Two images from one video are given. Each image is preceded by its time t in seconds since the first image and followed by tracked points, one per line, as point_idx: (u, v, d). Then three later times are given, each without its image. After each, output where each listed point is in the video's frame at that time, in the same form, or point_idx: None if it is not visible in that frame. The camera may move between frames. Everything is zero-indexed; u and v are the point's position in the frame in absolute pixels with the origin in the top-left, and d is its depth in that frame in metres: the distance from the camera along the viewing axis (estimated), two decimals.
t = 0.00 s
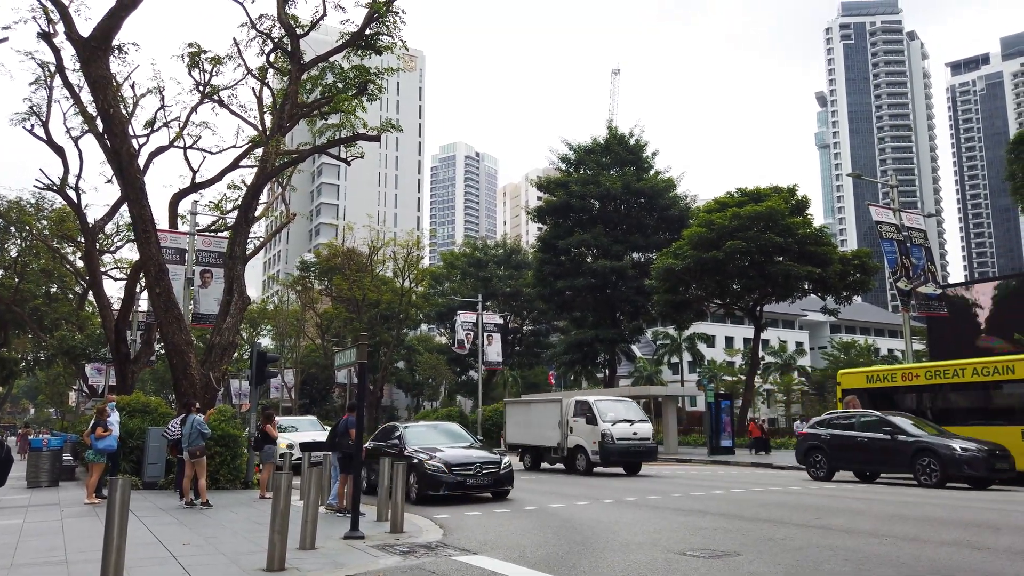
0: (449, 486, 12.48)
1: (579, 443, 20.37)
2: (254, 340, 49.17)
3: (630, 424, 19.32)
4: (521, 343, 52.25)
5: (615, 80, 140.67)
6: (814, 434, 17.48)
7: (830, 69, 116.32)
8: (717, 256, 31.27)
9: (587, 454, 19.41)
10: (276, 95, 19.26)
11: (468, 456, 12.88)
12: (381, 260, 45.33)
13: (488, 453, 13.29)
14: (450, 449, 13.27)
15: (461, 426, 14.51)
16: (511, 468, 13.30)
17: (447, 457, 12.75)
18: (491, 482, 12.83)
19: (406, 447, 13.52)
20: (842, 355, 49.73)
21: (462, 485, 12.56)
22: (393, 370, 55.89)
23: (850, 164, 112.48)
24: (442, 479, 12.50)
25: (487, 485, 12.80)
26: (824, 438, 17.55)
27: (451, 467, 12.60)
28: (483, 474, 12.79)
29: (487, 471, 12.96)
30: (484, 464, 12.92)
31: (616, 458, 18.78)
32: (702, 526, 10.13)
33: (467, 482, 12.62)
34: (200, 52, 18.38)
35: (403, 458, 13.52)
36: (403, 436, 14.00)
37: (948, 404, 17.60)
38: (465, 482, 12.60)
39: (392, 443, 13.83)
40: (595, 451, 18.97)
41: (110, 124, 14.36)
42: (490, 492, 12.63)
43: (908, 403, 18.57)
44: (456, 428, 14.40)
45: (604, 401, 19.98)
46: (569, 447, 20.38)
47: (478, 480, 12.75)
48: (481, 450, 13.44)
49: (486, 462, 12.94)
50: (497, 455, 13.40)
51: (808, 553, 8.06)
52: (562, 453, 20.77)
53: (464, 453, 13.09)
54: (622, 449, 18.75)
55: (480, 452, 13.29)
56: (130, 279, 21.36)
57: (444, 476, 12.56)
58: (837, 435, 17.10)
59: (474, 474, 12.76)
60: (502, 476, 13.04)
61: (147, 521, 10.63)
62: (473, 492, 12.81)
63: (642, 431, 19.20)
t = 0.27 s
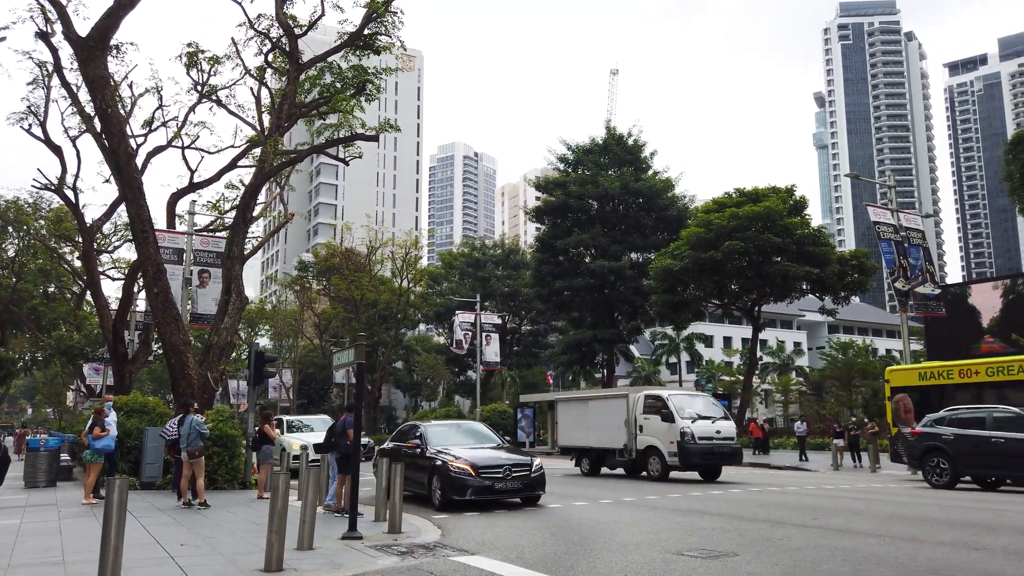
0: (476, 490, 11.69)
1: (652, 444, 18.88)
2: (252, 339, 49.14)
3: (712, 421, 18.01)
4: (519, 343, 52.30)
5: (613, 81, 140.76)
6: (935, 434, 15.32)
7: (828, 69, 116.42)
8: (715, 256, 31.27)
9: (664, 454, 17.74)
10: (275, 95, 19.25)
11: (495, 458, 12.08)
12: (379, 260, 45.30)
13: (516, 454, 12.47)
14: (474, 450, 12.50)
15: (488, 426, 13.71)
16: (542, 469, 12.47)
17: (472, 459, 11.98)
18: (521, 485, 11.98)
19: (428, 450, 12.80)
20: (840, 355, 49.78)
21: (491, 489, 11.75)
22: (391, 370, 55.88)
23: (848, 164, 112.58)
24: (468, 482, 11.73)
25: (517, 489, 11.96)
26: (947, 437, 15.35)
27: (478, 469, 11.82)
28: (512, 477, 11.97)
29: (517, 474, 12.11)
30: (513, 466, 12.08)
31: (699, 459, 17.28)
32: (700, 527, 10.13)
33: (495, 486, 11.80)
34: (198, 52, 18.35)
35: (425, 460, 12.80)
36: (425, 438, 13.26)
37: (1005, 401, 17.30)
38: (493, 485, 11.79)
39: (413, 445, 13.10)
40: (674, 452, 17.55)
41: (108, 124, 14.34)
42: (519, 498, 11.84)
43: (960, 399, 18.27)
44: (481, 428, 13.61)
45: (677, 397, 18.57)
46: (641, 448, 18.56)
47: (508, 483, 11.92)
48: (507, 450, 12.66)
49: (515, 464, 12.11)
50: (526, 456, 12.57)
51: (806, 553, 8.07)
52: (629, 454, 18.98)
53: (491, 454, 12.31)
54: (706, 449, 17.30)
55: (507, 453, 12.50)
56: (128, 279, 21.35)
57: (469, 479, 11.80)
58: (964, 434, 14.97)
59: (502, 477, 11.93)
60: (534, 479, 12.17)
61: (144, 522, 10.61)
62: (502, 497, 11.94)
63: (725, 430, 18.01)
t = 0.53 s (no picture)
0: (500, 496, 10.58)
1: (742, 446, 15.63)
2: (250, 340, 49.09)
3: (819, 420, 14.82)
4: (518, 343, 52.32)
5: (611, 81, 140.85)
6: None
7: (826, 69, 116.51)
8: (713, 256, 31.28)
9: (763, 460, 14.77)
10: (272, 95, 19.21)
11: (522, 460, 10.94)
12: (377, 260, 45.27)
13: (545, 456, 11.34)
14: (497, 451, 11.39)
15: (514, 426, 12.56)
16: (572, 474, 11.33)
17: (495, 462, 10.86)
18: (550, 491, 10.84)
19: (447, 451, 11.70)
20: (838, 355, 49.82)
21: (516, 496, 10.62)
22: (389, 370, 55.86)
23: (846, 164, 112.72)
24: (491, 488, 10.62)
25: (545, 496, 10.81)
26: None
27: (502, 473, 10.70)
28: (540, 482, 10.83)
29: (547, 479, 10.94)
30: (542, 470, 10.91)
31: (808, 465, 14.25)
32: (700, 527, 10.12)
33: (522, 492, 10.65)
34: (196, 52, 18.32)
35: (443, 462, 11.71)
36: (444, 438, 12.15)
37: None
38: (519, 492, 10.65)
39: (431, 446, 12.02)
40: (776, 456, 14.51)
41: (105, 124, 14.31)
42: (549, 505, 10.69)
43: (1014, 400, 17.20)
44: (506, 428, 12.48)
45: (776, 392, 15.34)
46: (731, 451, 15.61)
47: (536, 489, 10.77)
48: (534, 452, 11.53)
49: (543, 468, 10.95)
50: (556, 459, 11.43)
51: (805, 553, 8.07)
52: (716, 458, 15.99)
53: (516, 456, 11.19)
54: (816, 452, 14.26)
55: (534, 455, 11.36)
56: (125, 279, 21.32)
57: (493, 484, 10.67)
58: None
59: (529, 483, 10.76)
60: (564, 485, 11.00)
61: (142, 522, 10.59)
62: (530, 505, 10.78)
63: (835, 430, 14.78)
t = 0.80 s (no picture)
0: (520, 505, 9.82)
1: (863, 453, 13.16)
2: (248, 342, 49.04)
3: (964, 421, 12.33)
4: (516, 346, 52.30)
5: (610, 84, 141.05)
6: None
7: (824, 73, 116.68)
8: (711, 259, 31.29)
9: (896, 467, 12.30)
10: (271, 98, 19.19)
11: (543, 467, 10.17)
12: (376, 263, 45.25)
13: (569, 462, 10.58)
14: (515, 456, 10.70)
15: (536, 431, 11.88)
16: (599, 481, 10.55)
17: (514, 469, 10.11)
18: (575, 501, 10.05)
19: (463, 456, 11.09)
20: (836, 358, 49.91)
21: (538, 505, 9.84)
22: (388, 373, 55.86)
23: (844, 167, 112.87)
24: (510, 496, 9.86)
25: (569, 505, 10.02)
26: None
27: (522, 481, 9.93)
28: (564, 490, 10.03)
29: (572, 487, 10.12)
30: (566, 478, 10.12)
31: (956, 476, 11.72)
32: (697, 531, 10.12)
33: (544, 501, 9.88)
34: (194, 54, 18.31)
35: (459, 468, 11.05)
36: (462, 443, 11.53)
37: None
38: (541, 501, 9.86)
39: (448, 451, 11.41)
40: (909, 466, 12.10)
41: (103, 127, 14.30)
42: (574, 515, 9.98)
43: None
44: (530, 433, 11.80)
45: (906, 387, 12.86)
46: (852, 458, 13.07)
47: (560, 498, 9.96)
48: (556, 458, 10.79)
49: (567, 475, 10.17)
50: (582, 465, 10.66)
51: (802, 557, 8.07)
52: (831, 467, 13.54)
53: (537, 462, 10.44)
54: (966, 460, 11.78)
55: (557, 461, 10.61)
56: (123, 281, 21.27)
57: (514, 492, 9.91)
58: None
59: (552, 491, 9.97)
60: (590, 492, 10.19)
61: (139, 526, 10.57)
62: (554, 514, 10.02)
63: (984, 434, 12.27)
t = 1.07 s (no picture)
0: (532, 516, 8.80)
1: None
2: (246, 345, 49.01)
3: None
4: (514, 349, 52.28)
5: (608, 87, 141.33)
6: None
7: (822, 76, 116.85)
8: (709, 262, 31.33)
9: None
10: (269, 100, 19.20)
11: (557, 474, 9.10)
12: (374, 265, 45.25)
13: (588, 467, 9.47)
14: (528, 461, 9.74)
15: (558, 433, 10.85)
16: (622, 488, 9.39)
17: (523, 476, 9.09)
18: (593, 511, 8.94)
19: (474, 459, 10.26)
20: (834, 360, 49.97)
21: (550, 516, 8.78)
22: (386, 375, 55.86)
23: (841, 170, 113.03)
24: (519, 506, 8.87)
25: (586, 516, 8.91)
26: None
27: (531, 489, 8.91)
28: (580, 499, 8.92)
29: (590, 496, 9.02)
30: (581, 487, 9.00)
31: None
32: (696, 533, 10.12)
33: (557, 511, 8.80)
34: (192, 57, 18.33)
35: (470, 473, 10.18)
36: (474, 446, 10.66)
37: None
38: (553, 511, 8.80)
39: (461, 454, 10.57)
40: None
41: (101, 129, 14.29)
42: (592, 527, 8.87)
43: None
44: (552, 436, 10.84)
45: None
46: None
47: (576, 508, 8.85)
48: (574, 463, 9.70)
49: (582, 483, 9.04)
50: (604, 470, 9.54)
51: (800, 559, 8.08)
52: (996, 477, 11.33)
53: (552, 467, 9.37)
54: None
55: (574, 465, 9.53)
56: (121, 284, 21.25)
57: (523, 501, 8.90)
58: None
59: (567, 500, 8.88)
60: (611, 502, 9.06)
61: (136, 528, 10.56)
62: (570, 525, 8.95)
63: None
